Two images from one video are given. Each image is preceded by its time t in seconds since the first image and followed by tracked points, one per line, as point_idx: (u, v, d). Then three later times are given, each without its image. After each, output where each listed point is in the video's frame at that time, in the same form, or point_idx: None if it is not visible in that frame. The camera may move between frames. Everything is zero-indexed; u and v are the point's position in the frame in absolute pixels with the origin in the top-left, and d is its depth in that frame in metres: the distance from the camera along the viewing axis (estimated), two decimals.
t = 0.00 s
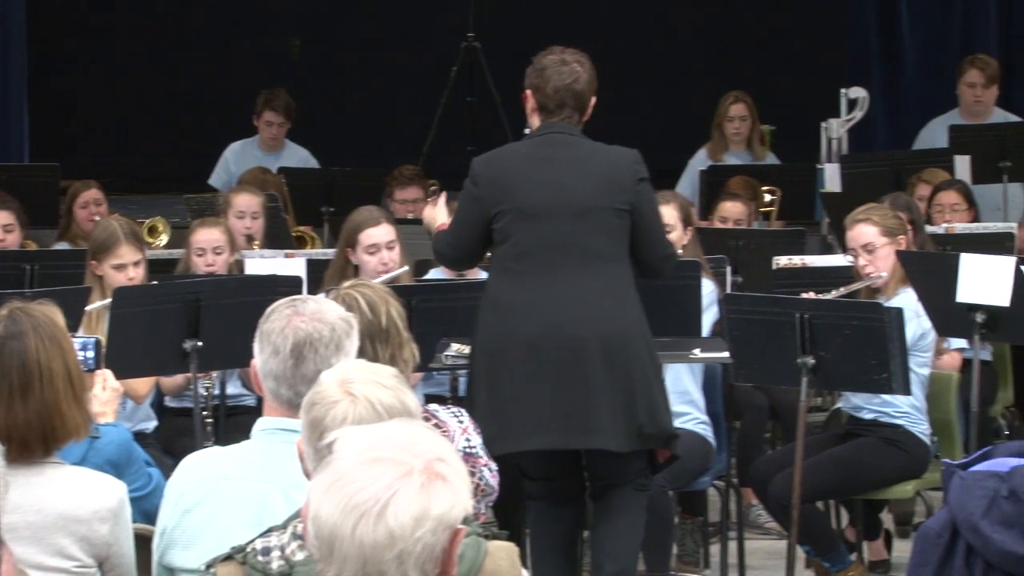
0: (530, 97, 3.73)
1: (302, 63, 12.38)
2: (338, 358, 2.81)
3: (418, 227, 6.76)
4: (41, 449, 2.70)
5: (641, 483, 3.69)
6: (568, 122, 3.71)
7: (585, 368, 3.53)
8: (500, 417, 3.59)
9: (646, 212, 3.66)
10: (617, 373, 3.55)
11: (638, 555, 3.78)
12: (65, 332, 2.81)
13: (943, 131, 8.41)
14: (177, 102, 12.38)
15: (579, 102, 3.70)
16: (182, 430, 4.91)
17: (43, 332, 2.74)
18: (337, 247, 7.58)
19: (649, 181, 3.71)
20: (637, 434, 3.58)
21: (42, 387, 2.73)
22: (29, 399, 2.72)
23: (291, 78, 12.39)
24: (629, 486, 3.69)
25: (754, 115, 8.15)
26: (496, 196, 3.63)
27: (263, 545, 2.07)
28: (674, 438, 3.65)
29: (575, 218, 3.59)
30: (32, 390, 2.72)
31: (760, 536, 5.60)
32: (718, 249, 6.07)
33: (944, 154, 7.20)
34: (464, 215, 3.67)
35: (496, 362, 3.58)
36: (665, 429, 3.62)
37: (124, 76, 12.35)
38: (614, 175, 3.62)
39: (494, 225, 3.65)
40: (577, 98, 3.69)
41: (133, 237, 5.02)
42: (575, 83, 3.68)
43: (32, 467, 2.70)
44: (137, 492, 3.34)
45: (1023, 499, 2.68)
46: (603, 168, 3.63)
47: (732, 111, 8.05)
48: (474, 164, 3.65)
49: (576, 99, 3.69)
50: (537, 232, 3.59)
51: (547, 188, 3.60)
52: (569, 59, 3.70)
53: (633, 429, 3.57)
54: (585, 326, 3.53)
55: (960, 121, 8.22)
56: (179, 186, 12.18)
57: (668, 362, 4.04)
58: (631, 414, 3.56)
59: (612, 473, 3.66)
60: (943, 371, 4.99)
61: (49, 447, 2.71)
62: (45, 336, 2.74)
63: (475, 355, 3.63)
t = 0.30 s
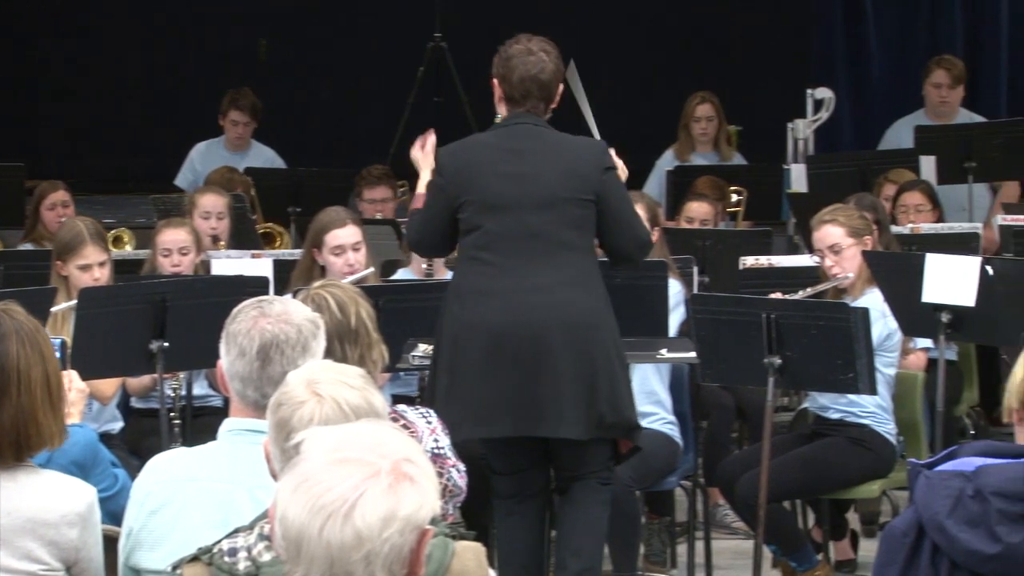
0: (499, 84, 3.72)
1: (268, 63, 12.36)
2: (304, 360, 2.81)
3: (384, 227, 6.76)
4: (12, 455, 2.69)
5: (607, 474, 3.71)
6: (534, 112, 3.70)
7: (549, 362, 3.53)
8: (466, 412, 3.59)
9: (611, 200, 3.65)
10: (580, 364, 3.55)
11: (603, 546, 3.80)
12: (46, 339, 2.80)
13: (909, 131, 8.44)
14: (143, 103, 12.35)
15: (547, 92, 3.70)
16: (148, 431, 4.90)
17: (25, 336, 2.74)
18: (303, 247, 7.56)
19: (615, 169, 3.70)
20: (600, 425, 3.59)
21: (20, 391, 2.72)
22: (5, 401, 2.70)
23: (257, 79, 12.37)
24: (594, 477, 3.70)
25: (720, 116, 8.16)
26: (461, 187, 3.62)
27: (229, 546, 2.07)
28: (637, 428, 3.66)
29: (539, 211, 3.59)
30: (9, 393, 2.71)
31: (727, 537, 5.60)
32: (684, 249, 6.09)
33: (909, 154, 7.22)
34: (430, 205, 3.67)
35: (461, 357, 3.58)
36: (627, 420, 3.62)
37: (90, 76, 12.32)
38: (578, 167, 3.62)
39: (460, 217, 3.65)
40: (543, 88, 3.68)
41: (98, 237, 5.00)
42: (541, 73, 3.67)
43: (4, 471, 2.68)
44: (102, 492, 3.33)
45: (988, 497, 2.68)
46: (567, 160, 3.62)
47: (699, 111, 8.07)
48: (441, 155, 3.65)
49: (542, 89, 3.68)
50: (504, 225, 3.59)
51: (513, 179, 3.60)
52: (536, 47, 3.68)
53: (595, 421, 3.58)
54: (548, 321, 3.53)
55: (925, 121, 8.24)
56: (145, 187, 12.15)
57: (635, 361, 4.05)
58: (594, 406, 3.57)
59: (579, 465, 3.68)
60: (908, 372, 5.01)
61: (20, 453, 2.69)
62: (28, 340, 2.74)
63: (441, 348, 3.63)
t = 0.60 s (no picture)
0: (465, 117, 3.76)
1: (237, 63, 12.33)
2: (275, 359, 2.80)
3: (355, 227, 6.75)
4: None
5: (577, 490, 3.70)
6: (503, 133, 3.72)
7: (516, 373, 3.53)
8: (435, 422, 3.58)
9: (578, 215, 3.66)
10: (545, 376, 3.55)
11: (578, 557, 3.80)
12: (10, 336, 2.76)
13: (878, 131, 8.46)
14: (112, 102, 12.32)
15: (514, 114, 3.72)
16: (117, 432, 4.89)
17: None
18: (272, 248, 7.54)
19: (583, 186, 3.71)
20: (568, 439, 3.58)
21: None
22: None
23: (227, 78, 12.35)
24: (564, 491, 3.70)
25: (690, 116, 8.17)
26: (432, 201, 3.63)
27: (199, 546, 2.06)
28: (609, 445, 3.63)
29: (507, 220, 3.59)
30: None
31: (696, 536, 5.62)
32: (654, 249, 6.10)
33: (878, 155, 7.24)
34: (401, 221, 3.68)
35: (431, 365, 3.58)
36: (597, 436, 3.61)
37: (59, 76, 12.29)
38: (544, 180, 3.63)
39: (431, 232, 3.65)
40: (509, 109, 3.71)
41: (67, 238, 4.98)
42: (505, 93, 3.70)
43: None
44: (71, 493, 3.33)
45: (957, 496, 2.68)
46: (534, 172, 3.63)
47: (668, 111, 8.08)
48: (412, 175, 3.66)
49: (508, 108, 3.71)
50: (470, 237, 3.59)
51: (479, 192, 3.60)
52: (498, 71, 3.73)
53: (560, 435, 3.57)
54: (517, 330, 3.53)
55: (894, 122, 8.26)
56: (113, 186, 12.12)
57: (606, 361, 4.06)
58: (561, 418, 3.57)
59: (552, 476, 3.68)
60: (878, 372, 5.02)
61: None
62: None
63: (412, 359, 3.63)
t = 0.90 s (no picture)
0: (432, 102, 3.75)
1: (208, 63, 12.30)
2: (248, 359, 2.79)
3: (327, 227, 6.74)
4: None
5: (556, 474, 3.72)
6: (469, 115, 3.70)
7: (492, 360, 3.53)
8: (411, 416, 3.58)
9: (550, 196, 3.66)
10: (525, 360, 3.54)
11: (549, 553, 3.78)
12: None
13: (849, 132, 8.47)
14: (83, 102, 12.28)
15: (481, 96, 3.71)
16: (88, 433, 4.87)
17: None
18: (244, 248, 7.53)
19: (552, 166, 3.71)
20: (547, 420, 3.59)
21: None
22: None
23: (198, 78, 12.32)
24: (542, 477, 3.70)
25: (662, 116, 8.18)
26: (399, 192, 3.63)
27: (171, 547, 2.06)
28: (588, 424, 3.68)
29: (478, 209, 3.59)
30: None
31: (669, 536, 5.63)
32: (626, 250, 6.11)
33: (850, 155, 7.25)
34: (371, 221, 3.68)
35: (405, 359, 3.57)
36: (578, 412, 3.62)
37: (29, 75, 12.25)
38: (513, 163, 3.63)
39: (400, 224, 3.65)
40: (473, 89, 3.70)
41: (38, 239, 4.96)
42: (470, 72, 3.69)
43: None
44: (41, 494, 3.31)
45: (928, 495, 2.69)
46: (503, 155, 3.63)
47: (640, 111, 8.08)
48: (377, 163, 3.66)
49: (474, 89, 3.70)
50: (443, 227, 3.59)
51: (450, 182, 3.60)
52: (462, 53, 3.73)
53: (543, 416, 3.58)
54: (491, 320, 3.53)
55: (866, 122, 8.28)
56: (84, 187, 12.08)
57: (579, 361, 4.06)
58: (540, 401, 3.57)
59: (527, 467, 3.68)
60: (850, 371, 5.03)
61: None
62: None
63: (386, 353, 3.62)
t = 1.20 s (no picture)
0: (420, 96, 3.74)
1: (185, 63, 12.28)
2: (224, 362, 2.79)
3: (305, 228, 6.73)
4: None
5: (528, 480, 3.69)
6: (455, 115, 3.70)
7: (473, 360, 3.54)
8: (390, 416, 3.57)
9: (534, 202, 3.66)
10: (506, 362, 3.55)
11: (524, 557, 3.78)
12: None
13: (827, 132, 8.49)
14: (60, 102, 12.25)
15: (467, 97, 3.71)
16: (65, 434, 4.86)
17: None
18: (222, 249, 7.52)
19: (537, 174, 3.72)
20: (527, 425, 3.58)
21: None
22: None
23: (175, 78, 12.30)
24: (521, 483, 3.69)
25: (640, 117, 8.19)
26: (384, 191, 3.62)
27: (148, 548, 2.05)
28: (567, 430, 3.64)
29: (462, 212, 3.59)
30: None
31: (647, 536, 5.63)
32: (604, 250, 6.11)
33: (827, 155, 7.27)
34: (356, 218, 3.64)
35: (385, 358, 3.57)
36: (555, 422, 3.61)
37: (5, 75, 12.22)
38: (500, 168, 3.63)
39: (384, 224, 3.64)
40: (460, 90, 3.69)
41: (14, 239, 4.95)
42: (458, 72, 3.68)
43: None
44: (19, 495, 3.30)
45: (906, 495, 2.70)
46: (489, 160, 3.63)
47: (618, 111, 8.09)
48: (362, 161, 3.64)
49: (460, 90, 3.69)
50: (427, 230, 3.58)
51: (435, 186, 3.59)
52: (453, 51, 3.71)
53: (521, 423, 3.57)
54: (473, 323, 3.53)
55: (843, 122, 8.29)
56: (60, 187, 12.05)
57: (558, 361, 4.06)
58: (520, 405, 3.57)
59: (500, 470, 3.67)
60: (829, 371, 5.04)
61: None
62: None
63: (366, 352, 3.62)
